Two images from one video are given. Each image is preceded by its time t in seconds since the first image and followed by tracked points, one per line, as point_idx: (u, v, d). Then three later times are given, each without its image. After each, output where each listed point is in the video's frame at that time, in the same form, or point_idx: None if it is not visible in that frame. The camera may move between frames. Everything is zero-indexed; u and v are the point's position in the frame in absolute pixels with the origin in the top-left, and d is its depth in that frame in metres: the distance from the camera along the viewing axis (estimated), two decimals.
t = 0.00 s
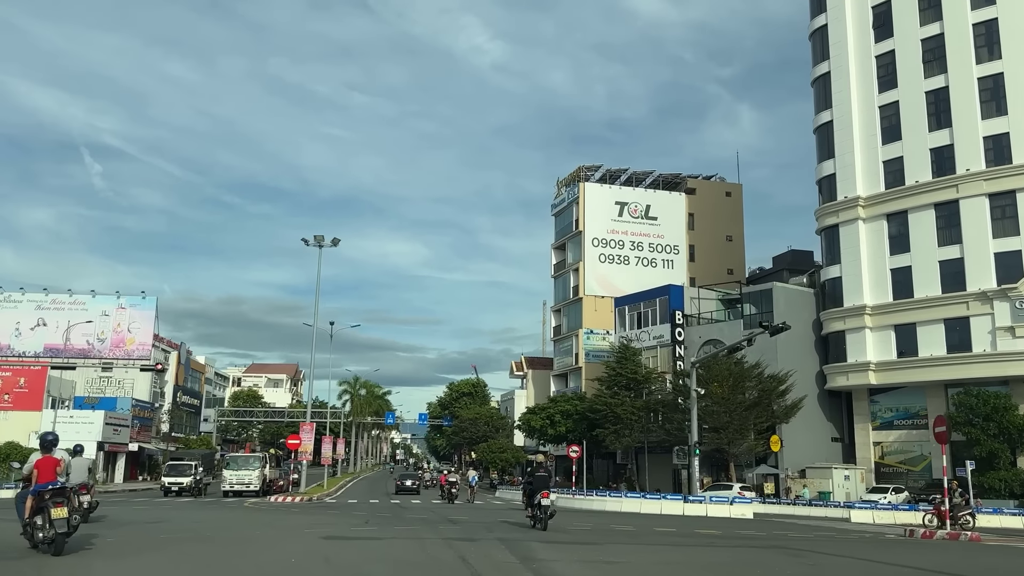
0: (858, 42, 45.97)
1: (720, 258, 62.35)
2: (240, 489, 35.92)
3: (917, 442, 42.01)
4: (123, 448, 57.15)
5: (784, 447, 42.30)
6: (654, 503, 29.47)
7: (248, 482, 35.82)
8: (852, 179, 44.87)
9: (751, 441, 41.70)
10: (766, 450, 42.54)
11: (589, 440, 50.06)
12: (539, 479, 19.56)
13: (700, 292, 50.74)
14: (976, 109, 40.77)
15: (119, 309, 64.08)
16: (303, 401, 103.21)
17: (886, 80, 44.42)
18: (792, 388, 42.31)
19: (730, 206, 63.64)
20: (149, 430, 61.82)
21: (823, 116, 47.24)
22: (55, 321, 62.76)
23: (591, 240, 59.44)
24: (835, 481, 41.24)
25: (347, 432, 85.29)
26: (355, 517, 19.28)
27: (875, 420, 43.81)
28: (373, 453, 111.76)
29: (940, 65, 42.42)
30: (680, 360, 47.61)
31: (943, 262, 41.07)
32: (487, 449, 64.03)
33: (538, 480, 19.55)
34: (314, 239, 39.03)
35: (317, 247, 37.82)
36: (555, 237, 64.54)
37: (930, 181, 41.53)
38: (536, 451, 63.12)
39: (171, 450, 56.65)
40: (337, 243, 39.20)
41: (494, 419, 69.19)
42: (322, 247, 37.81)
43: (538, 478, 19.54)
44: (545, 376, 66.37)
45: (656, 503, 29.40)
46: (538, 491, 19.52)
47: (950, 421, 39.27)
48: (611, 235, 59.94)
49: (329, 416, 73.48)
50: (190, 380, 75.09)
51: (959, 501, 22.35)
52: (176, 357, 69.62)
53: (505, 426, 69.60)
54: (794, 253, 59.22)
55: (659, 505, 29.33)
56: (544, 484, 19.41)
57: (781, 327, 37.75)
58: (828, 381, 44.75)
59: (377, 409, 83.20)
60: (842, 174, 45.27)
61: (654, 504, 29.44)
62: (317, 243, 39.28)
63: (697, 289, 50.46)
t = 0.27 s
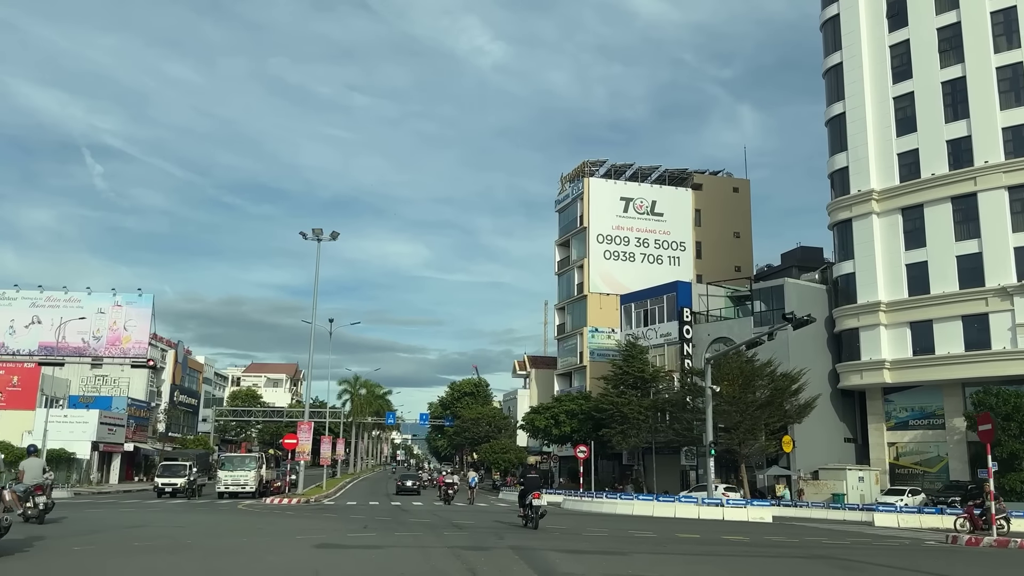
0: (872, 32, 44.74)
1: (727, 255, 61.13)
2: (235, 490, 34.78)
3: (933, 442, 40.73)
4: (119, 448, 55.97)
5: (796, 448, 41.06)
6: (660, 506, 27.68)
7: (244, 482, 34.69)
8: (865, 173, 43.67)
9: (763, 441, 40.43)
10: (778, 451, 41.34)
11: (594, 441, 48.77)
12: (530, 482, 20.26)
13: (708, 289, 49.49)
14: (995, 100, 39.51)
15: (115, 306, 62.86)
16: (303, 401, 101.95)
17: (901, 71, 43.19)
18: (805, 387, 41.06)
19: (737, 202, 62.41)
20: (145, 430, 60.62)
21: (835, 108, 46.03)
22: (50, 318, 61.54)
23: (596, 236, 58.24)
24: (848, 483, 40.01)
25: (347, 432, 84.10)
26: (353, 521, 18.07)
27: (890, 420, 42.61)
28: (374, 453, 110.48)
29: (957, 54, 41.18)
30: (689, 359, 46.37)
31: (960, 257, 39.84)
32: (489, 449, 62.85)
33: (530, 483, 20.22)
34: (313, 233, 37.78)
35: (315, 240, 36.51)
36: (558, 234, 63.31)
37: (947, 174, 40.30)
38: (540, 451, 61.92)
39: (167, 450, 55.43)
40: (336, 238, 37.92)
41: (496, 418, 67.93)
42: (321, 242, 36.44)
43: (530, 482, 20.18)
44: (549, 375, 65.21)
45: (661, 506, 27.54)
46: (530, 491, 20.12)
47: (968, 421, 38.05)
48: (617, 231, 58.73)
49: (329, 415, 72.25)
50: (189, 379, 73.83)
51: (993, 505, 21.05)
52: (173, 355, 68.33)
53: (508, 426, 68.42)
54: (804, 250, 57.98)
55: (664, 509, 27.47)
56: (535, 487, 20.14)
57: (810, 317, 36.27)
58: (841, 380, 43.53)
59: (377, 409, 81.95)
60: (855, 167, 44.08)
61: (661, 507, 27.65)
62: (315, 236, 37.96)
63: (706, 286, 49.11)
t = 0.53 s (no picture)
0: (888, 20, 43.40)
1: (736, 252, 59.73)
2: (231, 492, 33.50)
3: (953, 442, 39.34)
4: (114, 448, 54.70)
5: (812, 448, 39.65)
6: (665, 510, 25.81)
7: (240, 484, 33.43)
8: (882, 165, 42.32)
9: (778, 441, 39.01)
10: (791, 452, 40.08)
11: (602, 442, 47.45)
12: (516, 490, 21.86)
13: (719, 285, 48.09)
14: (1018, 88, 38.12)
15: (111, 304, 61.73)
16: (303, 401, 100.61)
17: (919, 60, 41.84)
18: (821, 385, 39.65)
19: (747, 198, 61.04)
20: (141, 431, 59.37)
21: (850, 99, 44.72)
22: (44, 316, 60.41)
23: (602, 232, 56.91)
24: (866, 485, 38.63)
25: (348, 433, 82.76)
26: (349, 527, 16.73)
27: (908, 420, 41.24)
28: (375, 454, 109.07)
29: (977, 41, 39.81)
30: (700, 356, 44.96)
31: (982, 251, 38.46)
32: (493, 450, 61.49)
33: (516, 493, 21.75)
34: (311, 225, 36.52)
35: (313, 233, 35.19)
36: (563, 230, 62.00)
37: (968, 165, 38.93)
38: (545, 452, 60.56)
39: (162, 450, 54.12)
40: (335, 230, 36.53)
41: (500, 419, 66.55)
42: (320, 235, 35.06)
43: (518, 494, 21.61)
44: (553, 375, 63.87)
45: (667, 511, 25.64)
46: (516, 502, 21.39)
47: (991, 421, 36.67)
48: (623, 227, 57.39)
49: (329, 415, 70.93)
50: (187, 379, 72.56)
51: None
52: (170, 354, 67.03)
53: (512, 427, 67.07)
54: (816, 246, 56.56)
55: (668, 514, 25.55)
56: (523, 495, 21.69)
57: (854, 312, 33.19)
58: (857, 379, 42.16)
59: (378, 409, 80.59)
60: (872, 159, 42.75)
61: (666, 511, 25.75)
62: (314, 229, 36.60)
63: (716, 282, 47.62)
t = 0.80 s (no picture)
0: (908, 5, 41.86)
1: (747, 247, 58.21)
2: (224, 495, 32.02)
3: (977, 443, 37.82)
4: (108, 449, 53.22)
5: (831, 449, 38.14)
6: (684, 514, 24.72)
7: (236, 486, 31.98)
8: (902, 155, 40.81)
9: (797, 442, 37.47)
10: (808, 453, 38.60)
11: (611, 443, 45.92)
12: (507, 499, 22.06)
13: (731, 281, 46.56)
14: None
15: (106, 301, 60.26)
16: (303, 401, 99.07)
17: (940, 47, 40.29)
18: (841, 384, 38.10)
19: (757, 192, 59.51)
20: (137, 431, 57.88)
21: (868, 88, 43.21)
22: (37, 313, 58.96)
23: (610, 227, 55.40)
24: (887, 487, 37.13)
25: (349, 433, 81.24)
26: (347, 535, 15.21)
27: (929, 420, 39.77)
28: (376, 455, 107.50)
29: (1002, 27, 38.23)
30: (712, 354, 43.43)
31: (1007, 244, 36.90)
32: (497, 451, 59.97)
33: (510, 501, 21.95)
34: (309, 216, 35.02)
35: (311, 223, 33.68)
36: (569, 226, 60.51)
37: (993, 154, 37.36)
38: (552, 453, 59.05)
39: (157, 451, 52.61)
40: (335, 222, 34.95)
41: (504, 419, 65.03)
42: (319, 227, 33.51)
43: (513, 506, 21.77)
44: (559, 374, 62.40)
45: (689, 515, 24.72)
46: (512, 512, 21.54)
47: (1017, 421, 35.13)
48: (631, 222, 55.88)
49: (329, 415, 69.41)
50: (184, 378, 71.04)
51: None
52: (167, 352, 65.49)
53: (516, 427, 65.57)
54: (829, 241, 55.02)
55: (688, 518, 24.60)
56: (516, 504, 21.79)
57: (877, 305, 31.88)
58: (876, 377, 40.66)
59: (380, 409, 79.03)
60: (891, 150, 41.25)
61: (685, 515, 24.68)
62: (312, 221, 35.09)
63: (729, 278, 46.41)
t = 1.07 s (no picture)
0: None
1: (756, 244, 57.04)
2: (219, 497, 30.87)
3: (998, 444, 36.52)
4: (103, 450, 52.11)
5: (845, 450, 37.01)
6: (703, 518, 23.40)
7: (231, 488, 30.83)
8: (919, 148, 39.67)
9: (813, 443, 36.16)
10: (824, 455, 37.32)
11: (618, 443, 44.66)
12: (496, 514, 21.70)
13: (741, 277, 45.40)
14: None
15: (102, 299, 59.22)
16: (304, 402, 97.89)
17: (959, 36, 39.10)
18: (857, 382, 36.87)
19: (767, 188, 58.36)
20: (133, 432, 56.69)
21: (883, 79, 42.08)
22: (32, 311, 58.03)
23: (616, 223, 54.25)
24: (905, 489, 35.95)
25: (350, 433, 80.07)
26: (343, 543, 14.04)
27: (947, 420, 38.59)
28: (378, 456, 106.24)
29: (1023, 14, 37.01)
30: (723, 352, 42.25)
31: None
32: (500, 451, 58.75)
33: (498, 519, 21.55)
34: (309, 209, 33.94)
35: (310, 216, 32.59)
36: (574, 222, 59.39)
37: (1015, 146, 36.08)
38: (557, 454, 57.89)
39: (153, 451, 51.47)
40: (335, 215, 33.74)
41: (508, 419, 63.83)
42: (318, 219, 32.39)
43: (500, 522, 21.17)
44: (564, 373, 61.28)
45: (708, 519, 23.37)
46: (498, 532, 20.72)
47: None
48: (638, 218, 54.73)
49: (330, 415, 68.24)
50: (183, 378, 69.90)
51: None
52: (164, 352, 64.31)
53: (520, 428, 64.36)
54: (841, 238, 53.87)
55: (707, 522, 23.22)
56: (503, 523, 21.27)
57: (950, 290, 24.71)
58: (892, 376, 39.53)
59: (381, 410, 77.83)
60: (908, 142, 40.12)
61: (703, 520, 23.37)
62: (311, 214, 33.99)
63: (740, 275, 45.17)
